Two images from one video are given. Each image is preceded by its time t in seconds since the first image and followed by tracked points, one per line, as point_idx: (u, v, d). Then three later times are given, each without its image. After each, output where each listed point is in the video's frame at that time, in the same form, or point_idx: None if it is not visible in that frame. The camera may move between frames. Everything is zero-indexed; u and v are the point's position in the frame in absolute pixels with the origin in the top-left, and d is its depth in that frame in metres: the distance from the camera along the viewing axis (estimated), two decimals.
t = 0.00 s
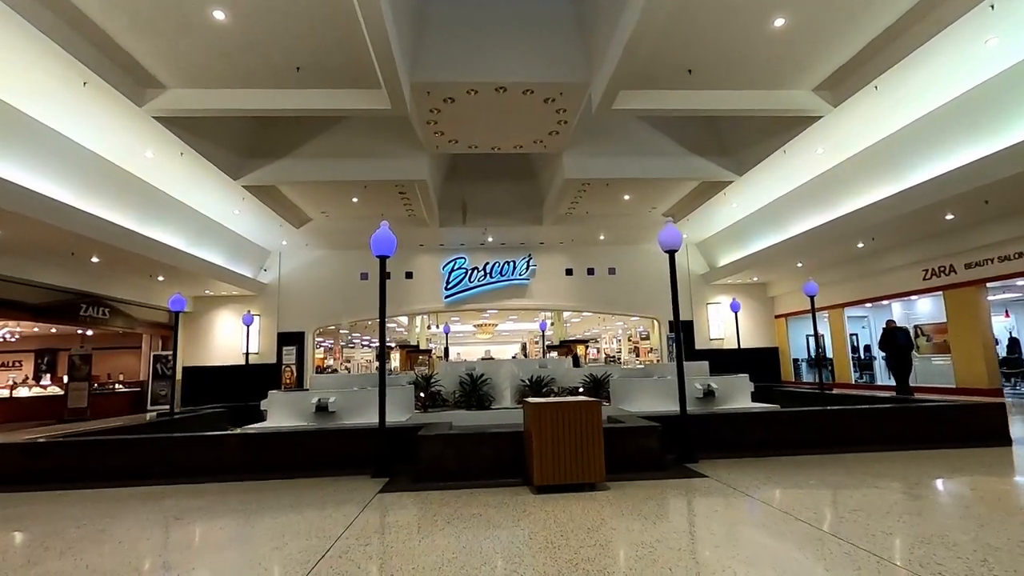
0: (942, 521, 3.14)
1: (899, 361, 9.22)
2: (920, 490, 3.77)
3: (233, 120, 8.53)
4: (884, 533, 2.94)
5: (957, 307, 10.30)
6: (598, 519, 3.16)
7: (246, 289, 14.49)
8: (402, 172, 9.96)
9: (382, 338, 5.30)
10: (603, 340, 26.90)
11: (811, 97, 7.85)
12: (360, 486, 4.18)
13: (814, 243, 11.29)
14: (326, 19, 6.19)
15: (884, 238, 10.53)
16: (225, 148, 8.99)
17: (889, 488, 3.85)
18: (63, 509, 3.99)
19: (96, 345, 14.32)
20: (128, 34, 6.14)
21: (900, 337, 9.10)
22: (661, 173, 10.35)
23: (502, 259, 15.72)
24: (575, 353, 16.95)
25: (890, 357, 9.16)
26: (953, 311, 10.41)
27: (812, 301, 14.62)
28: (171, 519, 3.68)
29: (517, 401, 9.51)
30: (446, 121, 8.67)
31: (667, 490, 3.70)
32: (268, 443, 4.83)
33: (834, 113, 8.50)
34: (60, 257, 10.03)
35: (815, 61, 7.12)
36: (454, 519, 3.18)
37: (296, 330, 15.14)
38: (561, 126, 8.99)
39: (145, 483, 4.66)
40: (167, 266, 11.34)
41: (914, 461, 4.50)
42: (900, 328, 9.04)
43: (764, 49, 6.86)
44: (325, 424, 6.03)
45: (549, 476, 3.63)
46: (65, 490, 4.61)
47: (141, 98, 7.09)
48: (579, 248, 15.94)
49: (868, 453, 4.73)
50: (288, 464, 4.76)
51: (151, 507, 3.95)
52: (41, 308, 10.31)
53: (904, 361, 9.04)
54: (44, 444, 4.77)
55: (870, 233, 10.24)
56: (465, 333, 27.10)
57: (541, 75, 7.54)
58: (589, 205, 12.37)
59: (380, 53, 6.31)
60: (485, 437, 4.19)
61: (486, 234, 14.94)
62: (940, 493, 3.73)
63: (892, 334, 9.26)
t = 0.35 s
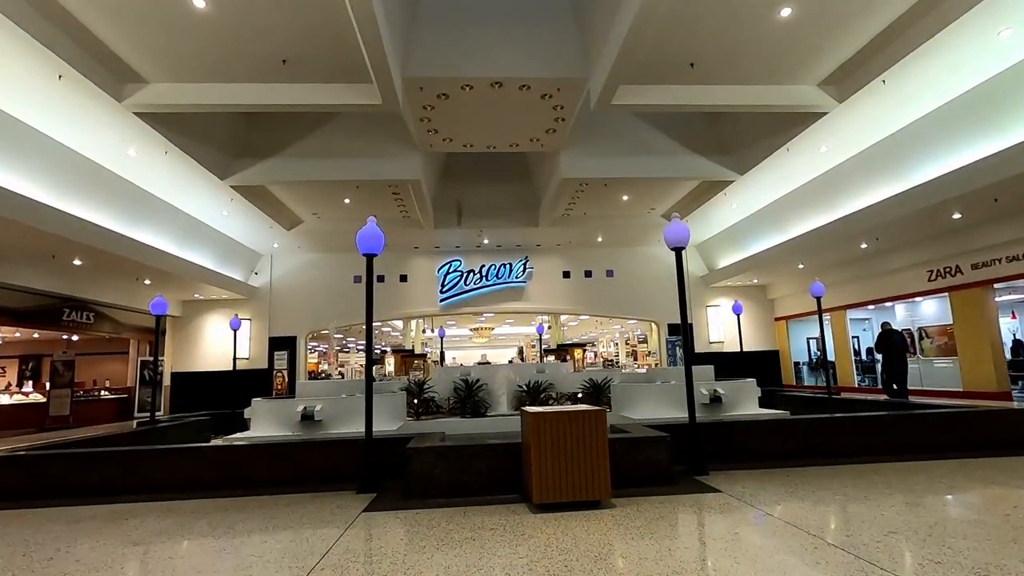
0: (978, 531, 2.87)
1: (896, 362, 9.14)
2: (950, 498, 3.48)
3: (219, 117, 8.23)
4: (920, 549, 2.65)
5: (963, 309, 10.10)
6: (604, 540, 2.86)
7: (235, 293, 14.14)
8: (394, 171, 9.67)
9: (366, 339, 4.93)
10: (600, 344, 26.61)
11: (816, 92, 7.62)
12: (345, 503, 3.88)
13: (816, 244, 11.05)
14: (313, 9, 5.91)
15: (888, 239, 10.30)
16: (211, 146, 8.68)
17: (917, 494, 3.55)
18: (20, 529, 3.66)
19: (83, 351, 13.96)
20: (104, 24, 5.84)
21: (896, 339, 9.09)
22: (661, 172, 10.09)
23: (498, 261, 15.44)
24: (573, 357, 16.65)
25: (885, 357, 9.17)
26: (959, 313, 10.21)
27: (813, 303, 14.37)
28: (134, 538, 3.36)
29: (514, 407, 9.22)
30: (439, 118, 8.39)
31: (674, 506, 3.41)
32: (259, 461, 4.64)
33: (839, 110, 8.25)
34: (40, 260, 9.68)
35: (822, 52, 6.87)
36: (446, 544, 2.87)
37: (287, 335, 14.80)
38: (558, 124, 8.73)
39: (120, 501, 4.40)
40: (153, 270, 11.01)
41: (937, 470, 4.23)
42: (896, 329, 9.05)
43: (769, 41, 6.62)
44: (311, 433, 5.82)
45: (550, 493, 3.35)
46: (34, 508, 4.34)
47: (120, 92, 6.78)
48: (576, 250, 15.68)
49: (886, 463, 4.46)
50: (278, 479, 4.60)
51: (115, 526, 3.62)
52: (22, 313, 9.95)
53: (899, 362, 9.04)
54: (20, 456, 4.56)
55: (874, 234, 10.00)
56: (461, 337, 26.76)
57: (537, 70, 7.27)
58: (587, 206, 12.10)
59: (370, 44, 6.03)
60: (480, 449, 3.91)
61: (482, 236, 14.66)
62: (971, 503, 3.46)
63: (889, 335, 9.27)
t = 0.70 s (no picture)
0: None
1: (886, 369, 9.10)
2: (988, 511, 3.23)
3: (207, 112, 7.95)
4: (967, 569, 2.39)
5: (971, 312, 9.88)
6: (621, 563, 2.59)
7: (227, 296, 13.82)
8: (390, 170, 9.40)
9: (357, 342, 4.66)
10: (598, 347, 26.35)
11: (825, 87, 7.41)
12: (335, 520, 3.60)
13: (820, 245, 10.84)
14: None
15: (894, 240, 10.09)
16: (199, 142, 8.39)
17: (950, 508, 3.29)
18: None
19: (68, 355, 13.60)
20: (83, 11, 5.56)
21: (890, 345, 9.05)
22: (663, 171, 9.86)
23: (496, 263, 15.18)
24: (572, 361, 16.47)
25: (880, 365, 9.08)
26: (967, 316, 9.98)
27: (816, 306, 14.16)
28: (102, 558, 3.06)
29: (514, 413, 8.93)
30: (436, 115, 8.13)
31: (690, 522, 3.15)
32: (244, 473, 4.39)
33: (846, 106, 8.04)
34: (22, 261, 9.35)
35: (832, 45, 6.65)
36: (445, 570, 2.60)
37: (280, 339, 14.48)
38: (558, 121, 8.48)
39: (91, 519, 4.10)
40: (141, 271, 10.70)
41: (965, 480, 3.97)
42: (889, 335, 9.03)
43: (778, 33, 6.39)
44: (300, 442, 5.54)
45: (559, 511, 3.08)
46: None
47: (102, 84, 6.47)
48: (575, 252, 15.43)
49: (910, 473, 4.21)
50: (264, 492, 4.37)
51: (82, 546, 3.32)
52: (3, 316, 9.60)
53: (894, 368, 8.96)
54: None
55: (880, 235, 9.80)
56: (458, 341, 26.46)
57: (537, 64, 7.02)
58: (587, 207, 11.86)
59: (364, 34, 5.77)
60: (480, 461, 3.66)
61: (479, 238, 14.40)
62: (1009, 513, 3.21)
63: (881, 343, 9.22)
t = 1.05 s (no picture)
0: None
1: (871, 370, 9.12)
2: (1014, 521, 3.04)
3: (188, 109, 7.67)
4: None
5: (969, 313, 9.77)
6: None
7: (213, 300, 13.48)
8: (379, 170, 9.16)
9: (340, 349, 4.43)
10: (591, 351, 26.15)
11: (825, 85, 7.26)
12: (317, 540, 3.35)
13: (816, 247, 10.70)
14: None
15: (892, 241, 9.97)
16: (180, 141, 8.10)
17: (975, 518, 3.09)
18: None
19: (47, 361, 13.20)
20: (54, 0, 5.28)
21: (875, 348, 9.03)
22: (658, 171, 9.68)
23: (488, 267, 14.95)
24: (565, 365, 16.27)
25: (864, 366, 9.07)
26: (965, 317, 9.87)
27: (811, 308, 14.05)
28: None
29: (508, 419, 8.70)
30: (426, 113, 7.92)
31: (698, 539, 2.95)
32: (225, 485, 4.16)
33: (845, 104, 7.91)
34: None
35: (833, 40, 6.49)
36: None
37: (267, 344, 14.15)
38: (552, 119, 8.28)
39: (54, 539, 3.82)
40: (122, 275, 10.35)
41: (982, 488, 3.80)
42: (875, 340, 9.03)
43: (778, 27, 6.23)
44: (283, 453, 5.30)
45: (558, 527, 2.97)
46: None
47: (75, 78, 6.18)
48: (568, 255, 15.23)
49: (924, 482, 4.04)
50: (253, 505, 4.19)
51: (37, 573, 3.03)
52: None
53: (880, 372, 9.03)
54: None
55: (876, 236, 9.68)
56: (449, 345, 26.14)
57: (531, 60, 6.82)
58: (581, 208, 11.68)
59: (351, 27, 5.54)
60: (472, 475, 3.48)
61: (471, 241, 14.17)
62: None
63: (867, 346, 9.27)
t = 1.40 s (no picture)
0: None
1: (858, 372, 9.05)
2: None
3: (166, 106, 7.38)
4: None
5: (969, 316, 9.62)
6: None
7: (198, 304, 13.12)
8: (368, 170, 8.89)
9: (316, 354, 4.15)
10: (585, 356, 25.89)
11: (825, 81, 7.07)
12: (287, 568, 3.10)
13: (813, 248, 10.53)
14: None
15: (890, 242, 9.81)
16: (159, 139, 7.79)
17: (1005, 535, 2.85)
18: None
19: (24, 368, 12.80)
20: None
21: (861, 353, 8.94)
22: (653, 172, 9.47)
23: (480, 270, 14.69)
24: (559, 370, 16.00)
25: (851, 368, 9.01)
26: (965, 320, 9.71)
27: (807, 312, 13.89)
28: None
29: (500, 426, 8.42)
30: (415, 110, 7.67)
31: (707, 562, 2.71)
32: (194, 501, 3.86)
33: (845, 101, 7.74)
34: None
35: (833, 34, 6.31)
36: None
37: (254, 349, 13.80)
38: (545, 117, 8.06)
39: (7, 562, 3.60)
40: (102, 279, 10.00)
41: (1004, 500, 3.57)
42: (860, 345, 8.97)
43: (777, 20, 6.04)
44: (261, 466, 5.05)
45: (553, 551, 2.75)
46: None
47: (44, 70, 5.88)
48: (561, 258, 15.00)
49: (941, 494, 3.80)
50: (226, 523, 3.99)
51: None
52: None
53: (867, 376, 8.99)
54: None
55: (875, 237, 9.52)
56: (441, 350, 25.79)
57: (523, 54, 6.60)
58: (575, 211, 11.47)
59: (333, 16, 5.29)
60: (459, 492, 3.30)
61: (462, 244, 13.92)
62: None
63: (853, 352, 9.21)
